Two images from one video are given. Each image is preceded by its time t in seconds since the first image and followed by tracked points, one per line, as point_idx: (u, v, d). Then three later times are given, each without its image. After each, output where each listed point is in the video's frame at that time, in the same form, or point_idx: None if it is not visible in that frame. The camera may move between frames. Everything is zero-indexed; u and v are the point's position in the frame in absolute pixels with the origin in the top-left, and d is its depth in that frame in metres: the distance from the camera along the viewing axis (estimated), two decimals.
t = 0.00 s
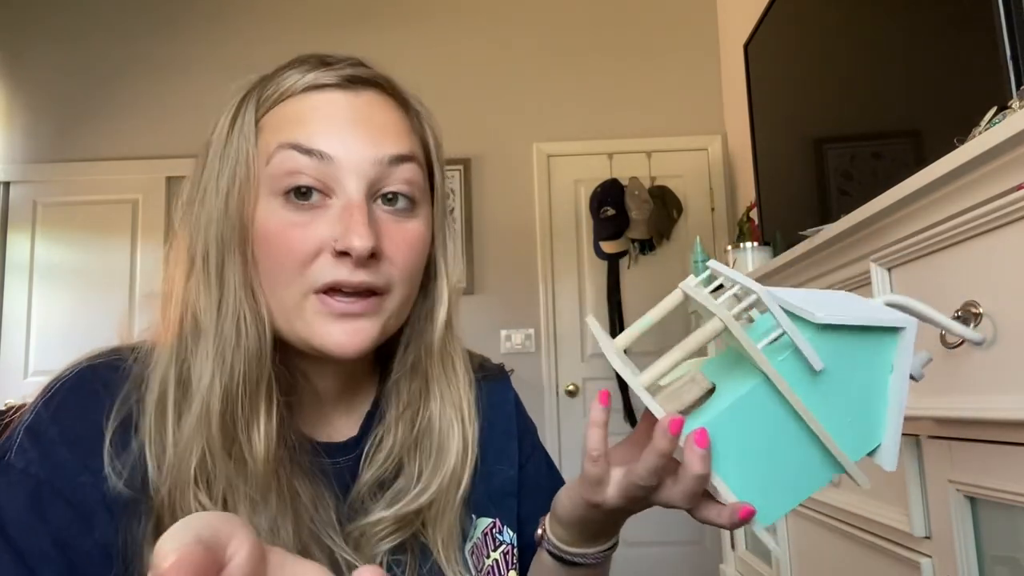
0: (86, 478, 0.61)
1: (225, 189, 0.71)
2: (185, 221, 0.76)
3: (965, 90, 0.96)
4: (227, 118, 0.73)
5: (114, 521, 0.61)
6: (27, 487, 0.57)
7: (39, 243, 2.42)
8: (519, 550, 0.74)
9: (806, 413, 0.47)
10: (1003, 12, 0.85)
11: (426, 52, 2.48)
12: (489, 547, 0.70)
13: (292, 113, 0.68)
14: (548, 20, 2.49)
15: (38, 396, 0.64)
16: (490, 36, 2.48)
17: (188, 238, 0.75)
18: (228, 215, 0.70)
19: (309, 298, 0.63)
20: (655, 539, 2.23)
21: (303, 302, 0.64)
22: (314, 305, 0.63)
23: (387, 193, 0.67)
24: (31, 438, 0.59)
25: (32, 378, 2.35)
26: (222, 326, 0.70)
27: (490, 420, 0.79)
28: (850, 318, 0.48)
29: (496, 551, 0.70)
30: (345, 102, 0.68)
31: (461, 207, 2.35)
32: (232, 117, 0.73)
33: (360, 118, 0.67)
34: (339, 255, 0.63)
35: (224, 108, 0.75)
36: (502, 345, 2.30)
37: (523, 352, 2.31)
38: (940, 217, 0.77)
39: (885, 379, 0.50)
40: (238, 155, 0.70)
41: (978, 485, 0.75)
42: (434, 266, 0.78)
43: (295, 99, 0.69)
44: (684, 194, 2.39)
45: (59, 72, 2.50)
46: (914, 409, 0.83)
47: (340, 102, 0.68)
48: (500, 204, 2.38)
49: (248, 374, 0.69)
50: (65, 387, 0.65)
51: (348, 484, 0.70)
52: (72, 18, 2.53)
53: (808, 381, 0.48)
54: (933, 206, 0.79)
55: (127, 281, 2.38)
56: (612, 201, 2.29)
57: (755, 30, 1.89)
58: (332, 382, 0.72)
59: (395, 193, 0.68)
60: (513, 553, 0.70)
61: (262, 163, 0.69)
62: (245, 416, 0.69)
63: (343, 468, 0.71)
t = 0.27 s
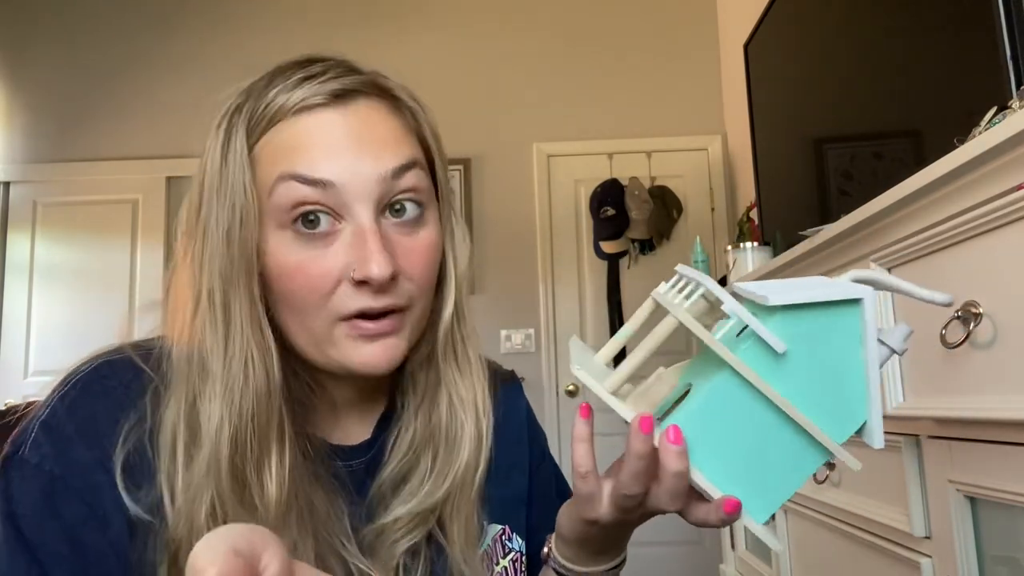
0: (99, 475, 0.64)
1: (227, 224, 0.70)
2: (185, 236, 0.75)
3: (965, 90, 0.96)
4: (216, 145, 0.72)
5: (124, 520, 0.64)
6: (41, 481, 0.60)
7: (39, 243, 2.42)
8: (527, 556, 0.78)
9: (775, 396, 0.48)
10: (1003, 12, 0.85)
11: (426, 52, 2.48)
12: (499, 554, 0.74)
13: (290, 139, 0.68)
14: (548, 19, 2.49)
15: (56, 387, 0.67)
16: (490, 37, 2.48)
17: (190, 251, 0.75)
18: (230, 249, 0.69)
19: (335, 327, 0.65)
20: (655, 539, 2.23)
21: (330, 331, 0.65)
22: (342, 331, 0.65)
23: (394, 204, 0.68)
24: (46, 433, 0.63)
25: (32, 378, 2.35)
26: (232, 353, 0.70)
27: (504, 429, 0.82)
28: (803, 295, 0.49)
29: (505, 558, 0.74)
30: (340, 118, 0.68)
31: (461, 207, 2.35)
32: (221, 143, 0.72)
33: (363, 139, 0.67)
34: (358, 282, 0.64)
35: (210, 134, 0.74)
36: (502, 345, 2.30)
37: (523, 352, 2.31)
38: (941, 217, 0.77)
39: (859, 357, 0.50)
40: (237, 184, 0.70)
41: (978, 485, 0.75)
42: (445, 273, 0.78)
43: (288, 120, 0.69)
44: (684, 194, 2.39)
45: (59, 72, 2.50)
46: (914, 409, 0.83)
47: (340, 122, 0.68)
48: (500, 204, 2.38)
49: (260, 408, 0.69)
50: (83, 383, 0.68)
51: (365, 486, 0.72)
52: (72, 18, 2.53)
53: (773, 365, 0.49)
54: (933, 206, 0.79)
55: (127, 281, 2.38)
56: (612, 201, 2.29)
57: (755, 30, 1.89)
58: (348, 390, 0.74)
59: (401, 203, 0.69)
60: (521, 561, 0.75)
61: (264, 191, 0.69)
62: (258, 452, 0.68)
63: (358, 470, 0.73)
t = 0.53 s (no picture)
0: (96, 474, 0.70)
1: (228, 211, 0.72)
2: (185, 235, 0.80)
3: (965, 90, 0.96)
4: (219, 135, 0.75)
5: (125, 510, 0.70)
6: (42, 481, 0.67)
7: (39, 243, 2.42)
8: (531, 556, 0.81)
9: (726, 391, 0.51)
10: (1003, 12, 0.85)
11: (426, 52, 2.48)
12: (503, 555, 0.77)
13: (295, 131, 0.71)
14: (549, 20, 2.49)
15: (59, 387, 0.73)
16: (491, 36, 2.48)
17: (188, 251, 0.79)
18: (229, 241, 0.72)
19: (339, 310, 0.68)
20: (655, 539, 2.23)
21: (336, 315, 0.68)
22: (347, 316, 0.68)
23: (399, 196, 0.72)
24: (47, 434, 0.69)
25: (32, 378, 2.35)
26: (226, 350, 0.74)
27: (505, 426, 0.85)
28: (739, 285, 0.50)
29: (509, 559, 0.77)
30: (345, 111, 0.71)
31: (461, 206, 2.35)
32: (224, 135, 0.74)
33: (367, 128, 0.70)
34: (366, 270, 0.67)
35: (213, 124, 0.76)
36: (502, 345, 2.30)
37: (523, 352, 2.31)
38: (941, 217, 0.77)
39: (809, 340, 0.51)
40: (241, 174, 0.72)
41: (978, 485, 0.75)
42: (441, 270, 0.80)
43: (293, 113, 0.72)
44: (684, 194, 2.39)
45: (59, 72, 2.50)
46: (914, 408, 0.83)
47: (344, 111, 0.71)
48: (500, 204, 2.38)
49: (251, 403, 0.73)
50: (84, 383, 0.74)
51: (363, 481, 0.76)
52: (73, 18, 2.53)
53: (722, 361, 0.51)
54: (933, 206, 0.79)
55: (127, 281, 2.38)
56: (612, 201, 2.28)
57: (755, 30, 1.89)
58: (346, 386, 0.78)
59: (406, 194, 0.72)
60: (524, 562, 0.78)
61: (268, 184, 0.71)
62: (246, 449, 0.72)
63: (358, 468, 0.76)
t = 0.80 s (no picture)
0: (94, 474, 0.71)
1: (255, 211, 0.72)
2: (184, 238, 0.80)
3: (965, 90, 0.96)
4: (243, 136, 0.75)
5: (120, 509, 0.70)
6: (38, 482, 0.68)
7: (39, 243, 2.42)
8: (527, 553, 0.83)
9: (768, 471, 0.46)
10: (1003, 12, 0.85)
11: (425, 52, 2.48)
12: (501, 553, 0.78)
13: (328, 136, 0.72)
14: (548, 20, 2.49)
15: (49, 398, 0.75)
16: (490, 37, 2.48)
17: (187, 252, 0.79)
18: (261, 239, 0.72)
19: (375, 310, 0.68)
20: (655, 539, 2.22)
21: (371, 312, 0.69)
22: (382, 313, 0.69)
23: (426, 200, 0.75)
24: (43, 436, 0.71)
25: (31, 378, 2.35)
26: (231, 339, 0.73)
27: (503, 424, 0.88)
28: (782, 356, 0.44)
29: (507, 556, 0.78)
30: (377, 117, 0.74)
31: (461, 207, 2.35)
32: (249, 138, 0.75)
33: (398, 132, 0.72)
34: (404, 267, 0.68)
35: (233, 125, 0.77)
36: (502, 345, 2.30)
37: (523, 352, 2.31)
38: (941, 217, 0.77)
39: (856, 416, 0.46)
40: (270, 175, 0.73)
41: (978, 485, 0.75)
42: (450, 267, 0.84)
43: (326, 116, 0.74)
44: (684, 194, 2.39)
45: (59, 73, 2.50)
46: (914, 408, 0.83)
47: (375, 116, 0.73)
48: (499, 204, 2.38)
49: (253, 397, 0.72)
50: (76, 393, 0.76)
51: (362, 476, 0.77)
52: (72, 19, 2.53)
53: (762, 438, 0.46)
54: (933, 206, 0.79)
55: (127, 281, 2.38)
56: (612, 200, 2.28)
57: (755, 30, 1.89)
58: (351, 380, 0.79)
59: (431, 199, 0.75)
60: (522, 560, 0.78)
61: (301, 187, 0.72)
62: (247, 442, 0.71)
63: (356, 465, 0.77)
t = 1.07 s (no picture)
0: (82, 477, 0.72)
1: (257, 222, 0.74)
2: (174, 245, 0.80)
3: (965, 90, 0.96)
4: (239, 143, 0.76)
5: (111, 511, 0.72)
6: (29, 486, 0.68)
7: (39, 243, 2.42)
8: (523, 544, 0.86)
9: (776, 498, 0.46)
10: (1003, 12, 0.85)
11: (426, 52, 2.48)
12: (496, 546, 0.81)
13: (326, 144, 0.74)
14: (548, 20, 2.49)
15: (40, 397, 0.76)
16: (490, 37, 2.48)
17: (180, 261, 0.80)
18: (269, 245, 0.74)
19: (372, 319, 0.71)
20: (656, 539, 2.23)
21: (368, 323, 0.71)
22: (378, 321, 0.72)
23: (419, 207, 0.78)
24: (33, 440, 0.71)
25: (32, 377, 2.35)
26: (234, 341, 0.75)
27: (495, 418, 0.91)
28: (789, 389, 0.43)
29: (501, 550, 0.81)
30: (373, 123, 0.75)
31: (461, 207, 2.35)
32: (246, 143, 0.76)
33: (394, 141, 0.74)
34: (401, 277, 0.71)
35: (226, 129, 0.77)
36: (502, 345, 2.30)
37: (523, 352, 2.31)
38: (941, 217, 0.77)
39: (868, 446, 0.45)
40: (269, 182, 0.74)
41: (978, 485, 0.75)
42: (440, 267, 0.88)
43: (323, 122, 0.75)
44: (684, 195, 2.39)
45: (59, 72, 2.50)
46: (915, 408, 0.83)
47: (371, 123, 0.75)
48: (499, 205, 2.38)
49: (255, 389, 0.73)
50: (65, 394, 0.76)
51: (354, 474, 0.80)
52: (72, 18, 2.53)
53: (769, 466, 0.46)
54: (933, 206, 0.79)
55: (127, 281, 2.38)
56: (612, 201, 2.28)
57: (754, 30, 1.89)
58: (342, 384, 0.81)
59: (424, 206, 0.79)
60: (517, 553, 0.81)
61: (299, 195, 0.74)
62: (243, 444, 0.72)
63: (349, 464, 0.80)
